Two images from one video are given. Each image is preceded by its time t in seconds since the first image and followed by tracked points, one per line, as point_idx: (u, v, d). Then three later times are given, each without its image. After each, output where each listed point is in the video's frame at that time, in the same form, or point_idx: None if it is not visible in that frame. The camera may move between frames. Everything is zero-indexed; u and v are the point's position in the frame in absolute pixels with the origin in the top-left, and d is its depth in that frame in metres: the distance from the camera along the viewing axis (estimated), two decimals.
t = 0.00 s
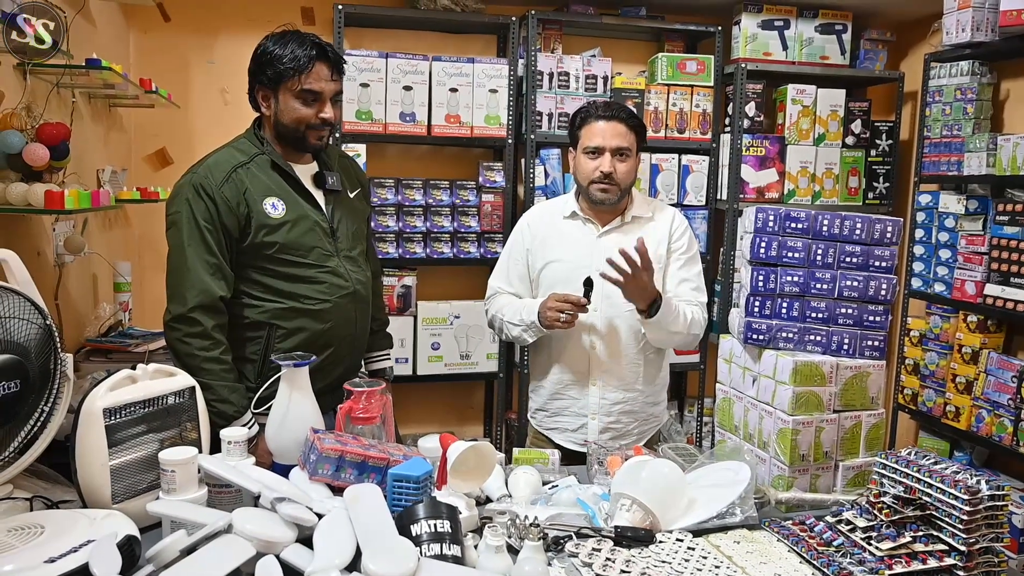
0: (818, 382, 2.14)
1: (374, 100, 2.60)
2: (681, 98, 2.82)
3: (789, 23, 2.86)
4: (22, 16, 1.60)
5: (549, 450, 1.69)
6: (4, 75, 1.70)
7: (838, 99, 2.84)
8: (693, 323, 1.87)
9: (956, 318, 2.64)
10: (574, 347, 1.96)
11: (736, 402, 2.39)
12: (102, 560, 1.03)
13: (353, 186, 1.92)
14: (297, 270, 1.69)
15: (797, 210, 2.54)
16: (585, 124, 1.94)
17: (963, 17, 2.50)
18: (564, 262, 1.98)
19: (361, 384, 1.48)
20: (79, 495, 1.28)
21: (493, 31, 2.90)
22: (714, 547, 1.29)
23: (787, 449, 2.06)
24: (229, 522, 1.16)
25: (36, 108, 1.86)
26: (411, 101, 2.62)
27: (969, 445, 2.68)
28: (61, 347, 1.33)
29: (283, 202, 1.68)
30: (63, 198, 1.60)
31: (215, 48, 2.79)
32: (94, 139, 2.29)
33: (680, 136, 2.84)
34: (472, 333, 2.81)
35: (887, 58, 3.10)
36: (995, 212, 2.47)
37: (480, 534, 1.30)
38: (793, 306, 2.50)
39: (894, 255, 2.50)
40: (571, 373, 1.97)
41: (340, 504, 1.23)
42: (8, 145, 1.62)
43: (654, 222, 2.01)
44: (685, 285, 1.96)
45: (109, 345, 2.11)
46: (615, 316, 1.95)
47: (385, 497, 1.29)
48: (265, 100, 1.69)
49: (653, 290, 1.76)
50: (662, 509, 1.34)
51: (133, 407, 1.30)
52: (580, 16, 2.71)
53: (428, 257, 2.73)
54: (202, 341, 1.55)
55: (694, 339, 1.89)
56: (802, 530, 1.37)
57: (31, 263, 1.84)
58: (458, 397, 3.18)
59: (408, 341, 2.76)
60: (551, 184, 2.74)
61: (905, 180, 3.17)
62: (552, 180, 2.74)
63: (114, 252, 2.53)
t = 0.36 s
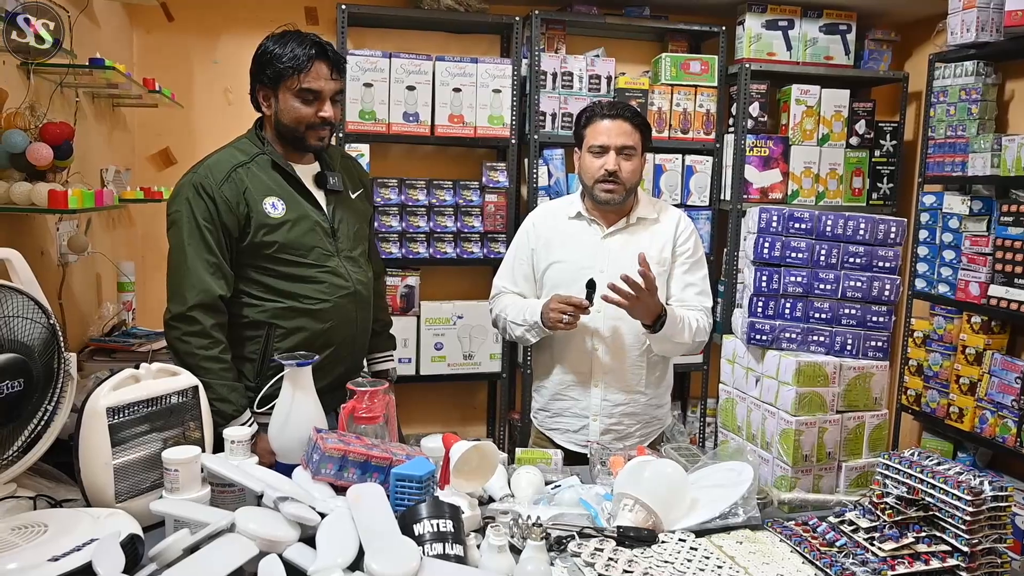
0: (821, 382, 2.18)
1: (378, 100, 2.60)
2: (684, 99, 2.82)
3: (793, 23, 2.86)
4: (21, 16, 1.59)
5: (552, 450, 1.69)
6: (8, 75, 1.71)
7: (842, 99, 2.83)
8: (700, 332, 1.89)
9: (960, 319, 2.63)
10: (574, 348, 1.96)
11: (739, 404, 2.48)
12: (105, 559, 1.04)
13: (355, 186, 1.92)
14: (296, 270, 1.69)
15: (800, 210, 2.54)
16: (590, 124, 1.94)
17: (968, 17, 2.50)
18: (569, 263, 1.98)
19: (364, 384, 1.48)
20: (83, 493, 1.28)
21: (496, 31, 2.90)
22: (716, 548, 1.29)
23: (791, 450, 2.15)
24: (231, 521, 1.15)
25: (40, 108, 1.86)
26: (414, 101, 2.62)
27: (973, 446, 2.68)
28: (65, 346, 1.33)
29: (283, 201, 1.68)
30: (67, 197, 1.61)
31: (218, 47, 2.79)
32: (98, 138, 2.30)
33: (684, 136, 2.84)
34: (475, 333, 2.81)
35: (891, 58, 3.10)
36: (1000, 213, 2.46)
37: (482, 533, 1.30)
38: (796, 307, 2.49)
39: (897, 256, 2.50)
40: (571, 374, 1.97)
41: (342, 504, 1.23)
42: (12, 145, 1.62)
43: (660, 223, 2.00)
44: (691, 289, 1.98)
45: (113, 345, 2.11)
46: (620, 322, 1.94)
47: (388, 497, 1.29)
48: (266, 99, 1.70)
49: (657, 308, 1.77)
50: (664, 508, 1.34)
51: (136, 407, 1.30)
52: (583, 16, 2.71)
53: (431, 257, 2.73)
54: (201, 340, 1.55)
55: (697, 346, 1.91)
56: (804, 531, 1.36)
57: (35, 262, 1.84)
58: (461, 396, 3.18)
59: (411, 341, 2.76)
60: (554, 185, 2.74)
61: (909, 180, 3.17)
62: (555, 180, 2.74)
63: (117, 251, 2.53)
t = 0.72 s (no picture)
0: (824, 383, 2.19)
1: (380, 101, 2.59)
2: (686, 100, 2.82)
3: (795, 24, 2.86)
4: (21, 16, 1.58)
5: (554, 451, 1.68)
6: (11, 75, 1.70)
7: (844, 100, 2.83)
8: (701, 331, 1.90)
9: (962, 320, 2.63)
10: (583, 344, 1.96)
11: (741, 404, 2.48)
12: (107, 560, 1.03)
13: (356, 188, 1.91)
14: (292, 271, 1.69)
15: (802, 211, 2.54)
16: (591, 123, 1.94)
17: (970, 18, 2.50)
18: (575, 263, 1.98)
19: (365, 385, 1.48)
20: (85, 494, 1.28)
21: (499, 32, 2.90)
22: (717, 549, 1.29)
23: (793, 450, 2.16)
24: (232, 521, 1.15)
25: (42, 108, 1.86)
26: (416, 102, 2.62)
27: (975, 447, 2.68)
28: (67, 347, 1.33)
29: (279, 203, 1.68)
30: (69, 198, 1.61)
31: (220, 48, 2.79)
32: (100, 139, 2.30)
33: (687, 137, 2.84)
34: (477, 334, 2.81)
35: (893, 59, 3.10)
36: (1002, 213, 2.46)
37: (484, 534, 1.29)
38: (798, 307, 2.50)
39: (899, 257, 2.49)
40: (575, 375, 1.97)
41: (343, 504, 1.22)
42: (13, 146, 1.62)
43: (665, 222, 2.00)
44: (698, 291, 1.99)
45: (114, 346, 2.11)
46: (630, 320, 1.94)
47: (389, 497, 1.28)
48: (263, 100, 1.70)
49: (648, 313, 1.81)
50: (665, 508, 1.34)
51: (137, 408, 1.30)
52: (585, 17, 2.71)
53: (433, 258, 2.73)
54: (195, 340, 1.54)
55: (700, 346, 1.92)
56: (806, 532, 1.36)
57: (37, 263, 1.84)
58: (464, 397, 3.18)
59: (413, 342, 2.76)
60: (557, 185, 2.74)
61: (912, 181, 3.17)
62: (558, 181, 2.74)
63: (119, 251, 2.53)
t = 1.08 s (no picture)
0: (826, 384, 2.19)
1: (382, 102, 2.60)
2: (688, 101, 2.82)
3: (797, 25, 2.86)
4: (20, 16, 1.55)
5: (557, 452, 1.68)
6: (13, 77, 1.71)
7: (847, 101, 2.83)
8: (705, 333, 1.89)
9: (965, 321, 2.63)
10: (590, 345, 1.96)
11: (743, 405, 2.47)
12: (108, 561, 1.03)
13: (358, 188, 1.91)
14: (293, 271, 1.69)
15: (804, 212, 2.54)
16: (590, 125, 1.95)
17: (972, 18, 2.50)
18: (579, 265, 1.98)
19: (367, 386, 1.48)
20: (87, 496, 1.27)
21: (500, 33, 2.91)
22: (719, 550, 1.28)
23: (795, 451, 2.15)
24: (234, 523, 1.15)
25: (46, 109, 1.87)
26: (418, 104, 2.62)
27: (978, 449, 2.68)
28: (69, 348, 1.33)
29: (281, 203, 1.68)
30: (71, 198, 1.62)
31: (222, 50, 2.79)
32: (103, 141, 2.30)
33: (689, 138, 2.84)
34: (480, 335, 2.81)
35: (895, 60, 3.10)
36: (1004, 214, 2.46)
37: (485, 536, 1.29)
38: (800, 308, 2.50)
39: (901, 258, 2.49)
40: (580, 377, 1.97)
41: (345, 505, 1.22)
42: (16, 147, 1.62)
43: (668, 222, 2.00)
44: (703, 290, 1.99)
45: (116, 347, 2.11)
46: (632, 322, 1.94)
47: (391, 499, 1.28)
48: (265, 101, 1.70)
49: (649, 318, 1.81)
50: (667, 510, 1.33)
51: (139, 409, 1.30)
52: (586, 18, 2.71)
53: (435, 259, 2.73)
54: (196, 340, 1.55)
55: (703, 347, 1.92)
56: (808, 533, 1.36)
57: (39, 263, 1.84)
58: (466, 398, 3.18)
59: (415, 343, 2.76)
60: (559, 186, 2.74)
61: (914, 182, 3.17)
62: (560, 182, 2.74)
63: (121, 253, 2.53)
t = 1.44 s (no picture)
0: (828, 385, 2.19)
1: (384, 103, 2.60)
2: (691, 101, 2.82)
3: (800, 25, 2.85)
4: (20, 16, 1.53)
5: (559, 453, 1.68)
6: (16, 78, 1.72)
7: (850, 101, 2.83)
8: (709, 327, 1.87)
9: (968, 322, 2.63)
10: (593, 343, 1.96)
11: (744, 405, 2.46)
12: (111, 561, 1.03)
13: (364, 187, 1.91)
14: (299, 269, 1.69)
15: (807, 212, 2.55)
16: (589, 127, 1.95)
17: (976, 18, 2.49)
18: (582, 265, 1.98)
19: (369, 386, 1.48)
20: (89, 496, 1.28)
21: (503, 34, 2.90)
22: (721, 551, 1.28)
23: (797, 452, 2.14)
24: (236, 523, 1.15)
25: (49, 110, 1.87)
26: (421, 104, 2.62)
27: (981, 450, 2.67)
28: (72, 348, 1.33)
29: (288, 201, 1.69)
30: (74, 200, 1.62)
31: (226, 50, 2.79)
32: (107, 141, 2.30)
33: (691, 138, 2.84)
34: (482, 335, 2.81)
35: (899, 60, 3.09)
36: (1008, 215, 2.45)
37: (487, 536, 1.29)
38: (802, 309, 2.49)
39: (904, 259, 2.48)
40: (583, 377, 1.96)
41: (347, 505, 1.22)
42: (19, 148, 1.63)
43: (670, 221, 2.01)
44: (703, 288, 1.97)
45: (119, 346, 2.12)
46: (632, 323, 1.95)
47: (393, 499, 1.28)
48: (272, 100, 1.71)
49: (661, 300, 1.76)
50: (669, 511, 1.33)
51: (142, 409, 1.30)
52: (589, 18, 2.70)
53: (437, 259, 2.73)
54: (194, 332, 1.54)
55: (707, 342, 1.90)
56: (810, 534, 1.35)
57: (42, 264, 1.85)
58: (468, 399, 3.18)
59: (417, 343, 2.76)
60: (561, 187, 2.74)
61: (917, 182, 3.15)
62: (562, 182, 2.74)
63: (124, 252, 2.53)
